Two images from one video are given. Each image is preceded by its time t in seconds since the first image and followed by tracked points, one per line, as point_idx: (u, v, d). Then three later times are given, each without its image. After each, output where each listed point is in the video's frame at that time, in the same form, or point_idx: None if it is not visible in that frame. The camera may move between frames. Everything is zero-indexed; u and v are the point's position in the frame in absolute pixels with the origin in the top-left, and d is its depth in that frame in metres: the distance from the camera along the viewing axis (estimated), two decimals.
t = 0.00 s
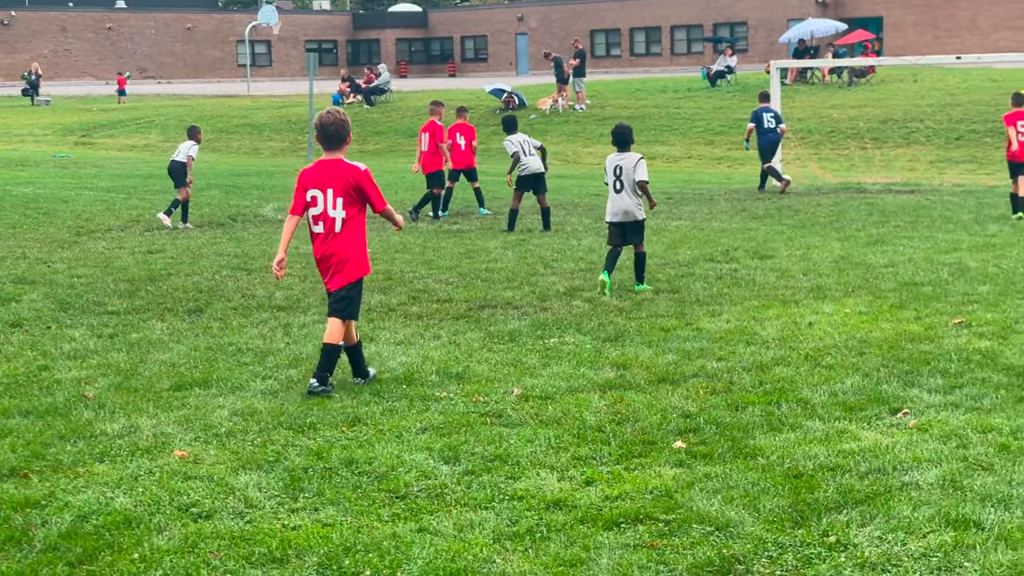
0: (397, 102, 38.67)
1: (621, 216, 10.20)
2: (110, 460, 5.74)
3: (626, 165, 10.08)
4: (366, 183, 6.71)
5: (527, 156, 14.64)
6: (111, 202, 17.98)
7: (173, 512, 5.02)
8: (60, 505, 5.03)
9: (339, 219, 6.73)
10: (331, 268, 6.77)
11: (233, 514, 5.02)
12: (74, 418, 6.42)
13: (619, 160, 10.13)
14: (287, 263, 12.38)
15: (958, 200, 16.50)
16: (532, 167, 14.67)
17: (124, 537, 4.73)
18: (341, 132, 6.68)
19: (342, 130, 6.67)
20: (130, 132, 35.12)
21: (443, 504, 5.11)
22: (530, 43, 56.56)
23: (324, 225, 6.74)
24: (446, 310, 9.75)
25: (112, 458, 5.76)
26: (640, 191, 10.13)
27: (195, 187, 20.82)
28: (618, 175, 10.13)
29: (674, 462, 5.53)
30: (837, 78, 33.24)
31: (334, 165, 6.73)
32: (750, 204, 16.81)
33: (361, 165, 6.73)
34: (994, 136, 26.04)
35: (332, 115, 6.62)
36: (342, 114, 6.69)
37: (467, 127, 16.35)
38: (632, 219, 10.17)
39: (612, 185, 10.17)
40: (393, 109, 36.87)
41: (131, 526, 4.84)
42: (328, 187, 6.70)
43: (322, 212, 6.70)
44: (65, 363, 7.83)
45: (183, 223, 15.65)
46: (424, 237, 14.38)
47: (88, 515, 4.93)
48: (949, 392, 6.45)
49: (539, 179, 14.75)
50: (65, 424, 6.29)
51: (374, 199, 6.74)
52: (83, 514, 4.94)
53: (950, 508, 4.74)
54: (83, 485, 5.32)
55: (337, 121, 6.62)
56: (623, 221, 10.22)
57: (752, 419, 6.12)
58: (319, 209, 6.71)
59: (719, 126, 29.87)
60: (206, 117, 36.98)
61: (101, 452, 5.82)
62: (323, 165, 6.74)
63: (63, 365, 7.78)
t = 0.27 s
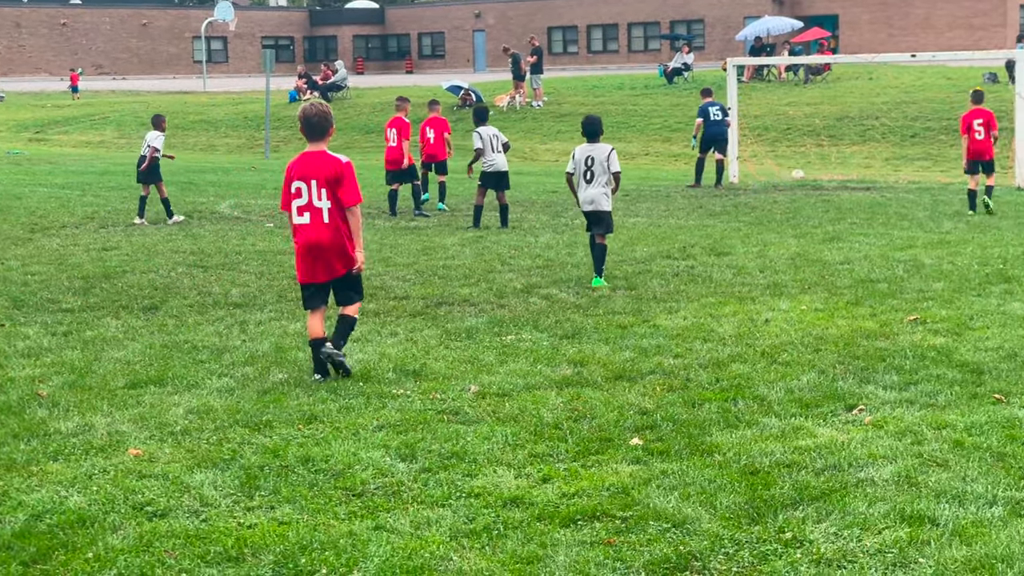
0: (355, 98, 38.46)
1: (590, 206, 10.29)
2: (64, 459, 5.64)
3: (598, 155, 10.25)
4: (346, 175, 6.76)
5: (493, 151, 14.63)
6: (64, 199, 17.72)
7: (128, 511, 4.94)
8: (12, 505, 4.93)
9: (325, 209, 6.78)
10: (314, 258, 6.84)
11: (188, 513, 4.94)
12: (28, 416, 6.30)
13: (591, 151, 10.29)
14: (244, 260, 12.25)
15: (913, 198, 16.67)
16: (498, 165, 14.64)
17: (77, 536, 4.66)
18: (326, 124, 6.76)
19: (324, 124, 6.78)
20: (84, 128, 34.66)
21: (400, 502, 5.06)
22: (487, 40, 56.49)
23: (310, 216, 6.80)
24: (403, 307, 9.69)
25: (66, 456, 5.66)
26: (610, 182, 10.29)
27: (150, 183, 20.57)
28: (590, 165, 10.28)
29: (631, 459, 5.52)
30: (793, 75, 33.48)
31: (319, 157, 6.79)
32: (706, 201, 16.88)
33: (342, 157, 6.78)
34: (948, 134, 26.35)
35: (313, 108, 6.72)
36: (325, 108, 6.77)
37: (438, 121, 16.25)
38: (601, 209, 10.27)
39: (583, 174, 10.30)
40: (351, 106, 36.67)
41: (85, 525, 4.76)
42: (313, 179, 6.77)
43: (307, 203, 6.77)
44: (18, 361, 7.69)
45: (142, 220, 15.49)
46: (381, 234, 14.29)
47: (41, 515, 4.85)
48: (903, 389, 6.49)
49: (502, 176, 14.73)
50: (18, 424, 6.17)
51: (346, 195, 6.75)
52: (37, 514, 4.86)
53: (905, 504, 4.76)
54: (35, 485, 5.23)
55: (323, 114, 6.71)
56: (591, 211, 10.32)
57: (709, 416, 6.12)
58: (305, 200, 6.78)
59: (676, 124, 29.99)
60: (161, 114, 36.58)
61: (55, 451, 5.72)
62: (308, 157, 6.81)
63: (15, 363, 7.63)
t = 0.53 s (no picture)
0: (320, 97, 38.25)
1: (563, 206, 10.34)
2: (26, 459, 5.56)
3: (567, 155, 10.24)
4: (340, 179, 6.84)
5: (457, 150, 14.56)
6: (25, 198, 17.48)
7: (91, 511, 4.87)
8: None
9: (320, 211, 6.89)
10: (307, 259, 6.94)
11: (152, 513, 4.88)
12: None
13: (559, 151, 10.26)
14: (208, 259, 12.13)
15: (878, 197, 16.77)
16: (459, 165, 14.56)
17: (39, 536, 4.59)
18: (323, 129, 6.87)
19: (324, 126, 6.88)
20: (46, 127, 34.24)
21: (364, 502, 5.01)
22: (452, 39, 56.40)
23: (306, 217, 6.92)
24: (368, 306, 9.62)
25: (28, 457, 5.57)
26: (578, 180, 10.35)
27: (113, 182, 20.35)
28: (559, 165, 10.26)
29: (596, 458, 5.50)
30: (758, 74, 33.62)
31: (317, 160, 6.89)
32: (672, 200, 16.90)
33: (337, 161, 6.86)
34: (911, 133, 26.56)
35: (313, 112, 6.83)
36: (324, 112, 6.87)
37: (411, 124, 16.21)
38: (574, 209, 10.36)
39: (554, 175, 10.28)
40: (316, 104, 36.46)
41: (46, 526, 4.69)
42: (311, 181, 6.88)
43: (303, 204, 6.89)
44: None
45: (106, 219, 15.32)
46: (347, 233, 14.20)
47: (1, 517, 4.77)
48: (867, 387, 6.52)
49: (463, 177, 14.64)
50: None
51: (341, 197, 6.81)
52: None
53: (869, 502, 4.78)
54: None
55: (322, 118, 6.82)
56: (564, 210, 10.36)
57: (674, 415, 6.12)
58: (303, 202, 6.89)
59: (642, 123, 30.04)
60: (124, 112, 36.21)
61: (16, 452, 5.63)
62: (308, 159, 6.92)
63: None
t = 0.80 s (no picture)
0: (288, 96, 38.05)
1: (532, 201, 10.35)
2: None
3: (536, 150, 10.34)
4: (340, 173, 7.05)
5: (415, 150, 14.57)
6: None
7: (55, 510, 4.82)
8: None
9: (315, 204, 7.07)
10: (304, 251, 7.10)
11: (118, 512, 4.82)
12: None
13: (528, 147, 10.32)
14: (175, 258, 12.04)
15: (845, 197, 16.86)
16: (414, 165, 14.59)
17: (4, 537, 4.53)
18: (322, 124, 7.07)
19: (318, 121, 7.09)
20: (10, 125, 33.86)
21: (332, 501, 4.97)
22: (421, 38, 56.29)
23: (301, 208, 7.08)
24: (335, 306, 9.57)
25: None
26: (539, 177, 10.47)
27: (78, 180, 20.14)
28: (529, 160, 10.30)
29: (564, 457, 5.49)
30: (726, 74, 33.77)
31: (312, 154, 7.08)
32: (640, 200, 16.94)
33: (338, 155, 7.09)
34: (878, 133, 26.77)
35: (309, 106, 7.00)
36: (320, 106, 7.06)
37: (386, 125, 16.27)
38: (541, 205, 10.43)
39: (524, 168, 10.27)
40: (284, 103, 36.27)
41: (10, 527, 4.64)
42: (306, 173, 7.05)
43: (299, 196, 7.05)
44: None
45: (72, 219, 15.16)
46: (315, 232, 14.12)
47: None
48: (835, 385, 6.55)
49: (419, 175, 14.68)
50: None
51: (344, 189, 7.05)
52: None
53: (835, 500, 4.80)
54: None
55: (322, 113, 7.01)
56: (531, 207, 10.37)
57: (641, 414, 6.12)
58: (298, 194, 7.05)
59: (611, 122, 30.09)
60: (89, 111, 35.87)
61: None
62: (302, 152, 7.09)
63: None
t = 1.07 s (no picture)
0: (262, 94, 37.86)
1: (497, 198, 10.46)
2: None
3: (502, 149, 10.38)
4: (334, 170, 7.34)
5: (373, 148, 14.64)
6: None
7: (27, 511, 4.77)
8: None
9: (310, 204, 7.34)
10: (300, 251, 7.37)
11: (90, 513, 4.77)
12: None
13: (495, 145, 10.35)
14: (148, 257, 11.94)
15: (819, 195, 16.94)
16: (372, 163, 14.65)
17: None
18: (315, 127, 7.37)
19: (308, 124, 7.35)
20: None
21: (305, 500, 4.93)
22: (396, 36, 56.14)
23: (296, 209, 7.34)
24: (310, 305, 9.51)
25: None
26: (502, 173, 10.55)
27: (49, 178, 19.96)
28: (497, 159, 10.34)
29: (538, 456, 5.47)
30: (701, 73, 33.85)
31: (304, 156, 7.34)
32: (615, 199, 16.95)
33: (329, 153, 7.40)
34: (851, 133, 26.90)
35: (299, 109, 7.26)
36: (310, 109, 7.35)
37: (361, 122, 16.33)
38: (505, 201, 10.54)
39: (490, 167, 10.34)
40: (258, 102, 36.09)
41: None
42: (299, 175, 7.31)
43: (294, 197, 7.30)
44: None
45: (44, 218, 15.03)
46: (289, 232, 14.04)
47: None
48: (808, 384, 6.57)
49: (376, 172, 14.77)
50: None
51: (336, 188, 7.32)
52: None
53: (809, 499, 4.80)
54: None
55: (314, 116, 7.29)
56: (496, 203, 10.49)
57: (616, 413, 6.11)
58: (293, 195, 7.30)
59: (586, 121, 30.10)
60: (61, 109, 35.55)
61: None
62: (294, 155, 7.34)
63: None
